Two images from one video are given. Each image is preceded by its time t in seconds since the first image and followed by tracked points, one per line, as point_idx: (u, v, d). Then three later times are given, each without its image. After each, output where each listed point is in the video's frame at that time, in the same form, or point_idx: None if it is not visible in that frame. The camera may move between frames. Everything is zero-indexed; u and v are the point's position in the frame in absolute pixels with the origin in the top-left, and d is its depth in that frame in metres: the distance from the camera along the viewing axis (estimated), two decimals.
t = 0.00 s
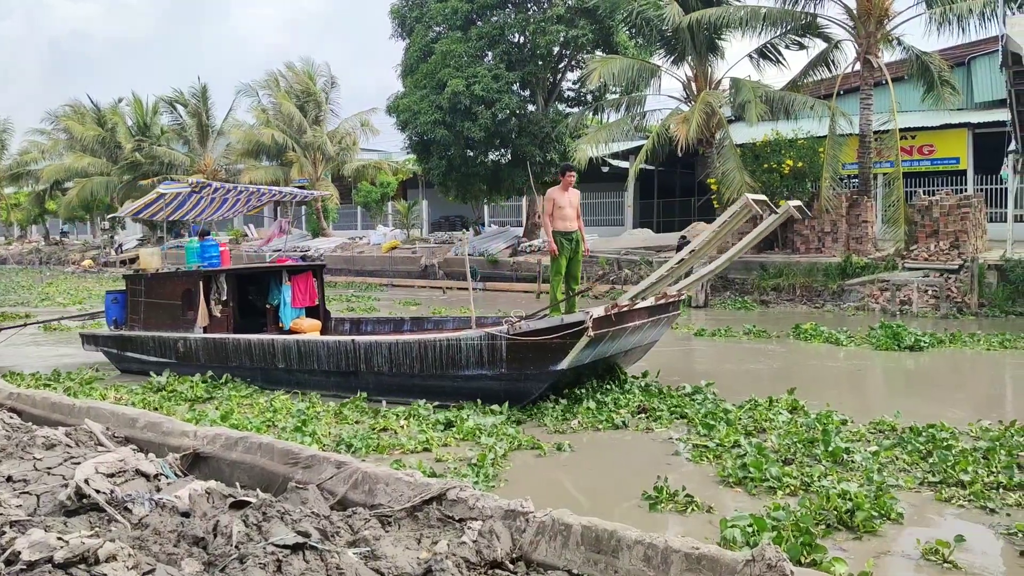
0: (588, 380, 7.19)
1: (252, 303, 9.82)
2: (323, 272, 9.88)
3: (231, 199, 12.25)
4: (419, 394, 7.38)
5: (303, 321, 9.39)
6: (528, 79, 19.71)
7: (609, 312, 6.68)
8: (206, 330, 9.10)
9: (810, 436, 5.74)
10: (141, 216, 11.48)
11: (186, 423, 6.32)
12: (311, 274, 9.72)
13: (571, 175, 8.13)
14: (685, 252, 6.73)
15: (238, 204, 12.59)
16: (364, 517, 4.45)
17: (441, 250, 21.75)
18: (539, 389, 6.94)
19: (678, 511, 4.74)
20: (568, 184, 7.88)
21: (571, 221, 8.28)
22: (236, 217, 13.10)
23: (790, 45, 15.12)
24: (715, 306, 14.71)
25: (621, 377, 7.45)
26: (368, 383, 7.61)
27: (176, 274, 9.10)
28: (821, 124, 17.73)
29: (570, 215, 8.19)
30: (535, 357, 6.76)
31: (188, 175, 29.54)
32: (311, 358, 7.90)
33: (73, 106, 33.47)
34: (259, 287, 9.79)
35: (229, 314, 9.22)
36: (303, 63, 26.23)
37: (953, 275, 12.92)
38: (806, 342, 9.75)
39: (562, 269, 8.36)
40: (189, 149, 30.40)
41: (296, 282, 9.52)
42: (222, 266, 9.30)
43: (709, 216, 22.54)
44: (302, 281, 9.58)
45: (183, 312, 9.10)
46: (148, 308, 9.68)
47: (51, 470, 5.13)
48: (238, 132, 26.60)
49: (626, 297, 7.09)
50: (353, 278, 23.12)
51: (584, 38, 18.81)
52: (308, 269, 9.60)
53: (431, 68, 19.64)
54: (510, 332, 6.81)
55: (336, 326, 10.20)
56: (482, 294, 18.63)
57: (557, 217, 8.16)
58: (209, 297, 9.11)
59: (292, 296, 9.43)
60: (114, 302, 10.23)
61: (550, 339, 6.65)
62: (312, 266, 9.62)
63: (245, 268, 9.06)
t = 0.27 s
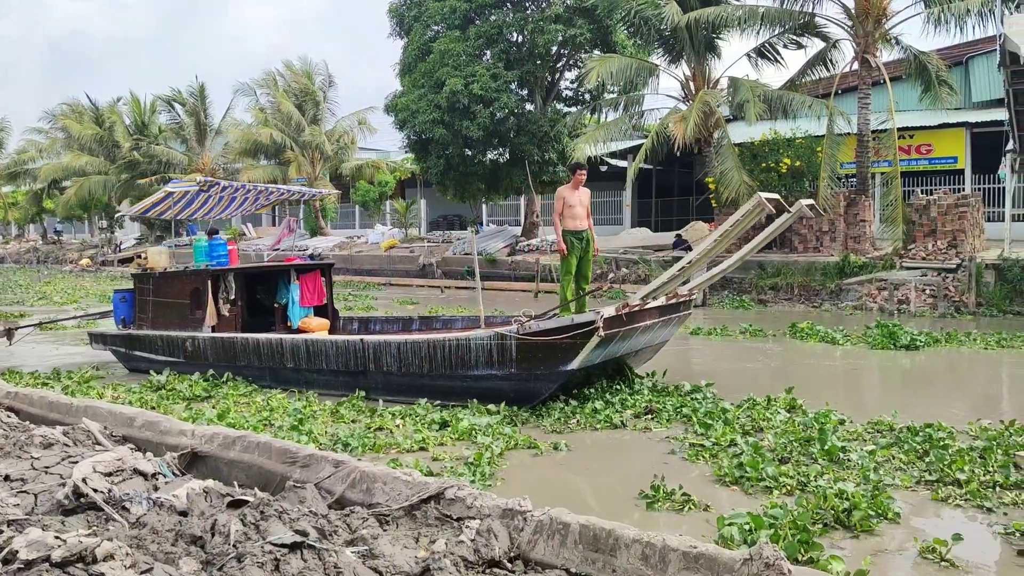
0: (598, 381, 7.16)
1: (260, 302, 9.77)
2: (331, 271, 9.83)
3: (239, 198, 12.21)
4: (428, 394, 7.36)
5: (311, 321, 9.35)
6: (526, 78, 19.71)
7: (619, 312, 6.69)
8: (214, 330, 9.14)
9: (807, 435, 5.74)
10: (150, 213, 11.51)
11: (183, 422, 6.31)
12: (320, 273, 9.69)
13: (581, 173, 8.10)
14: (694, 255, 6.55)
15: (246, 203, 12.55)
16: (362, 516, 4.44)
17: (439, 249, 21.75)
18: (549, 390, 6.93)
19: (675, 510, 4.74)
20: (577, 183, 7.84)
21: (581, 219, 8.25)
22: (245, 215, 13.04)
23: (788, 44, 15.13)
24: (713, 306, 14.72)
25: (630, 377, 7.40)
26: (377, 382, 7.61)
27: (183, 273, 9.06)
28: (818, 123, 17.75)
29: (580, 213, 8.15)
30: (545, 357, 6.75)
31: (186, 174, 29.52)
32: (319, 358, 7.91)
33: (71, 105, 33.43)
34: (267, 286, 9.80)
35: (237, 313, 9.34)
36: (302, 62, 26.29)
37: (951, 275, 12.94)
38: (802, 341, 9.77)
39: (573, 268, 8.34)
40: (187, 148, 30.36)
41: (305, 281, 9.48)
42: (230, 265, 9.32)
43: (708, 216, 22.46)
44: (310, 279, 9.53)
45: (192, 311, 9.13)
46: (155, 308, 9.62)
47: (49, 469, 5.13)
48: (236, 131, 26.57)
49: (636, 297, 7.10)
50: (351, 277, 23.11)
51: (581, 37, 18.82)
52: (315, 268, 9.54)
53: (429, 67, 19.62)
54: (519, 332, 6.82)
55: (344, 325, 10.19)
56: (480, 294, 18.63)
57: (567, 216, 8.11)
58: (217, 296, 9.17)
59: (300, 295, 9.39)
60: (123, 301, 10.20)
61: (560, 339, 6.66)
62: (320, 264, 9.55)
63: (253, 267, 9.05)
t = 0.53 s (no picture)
0: (606, 382, 7.11)
1: (268, 301, 9.81)
2: (339, 270, 9.85)
3: (247, 197, 12.13)
4: (435, 394, 7.37)
5: (319, 321, 9.27)
6: (524, 78, 19.70)
7: (630, 312, 6.62)
8: (221, 329, 9.12)
9: (802, 434, 5.75)
10: (158, 213, 11.56)
11: (180, 421, 6.31)
12: (328, 272, 9.71)
13: (591, 172, 8.06)
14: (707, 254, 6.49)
15: (254, 202, 12.50)
16: (359, 516, 4.45)
17: (436, 249, 21.75)
18: (559, 391, 6.89)
19: (672, 510, 4.75)
20: (587, 183, 7.80)
21: (591, 219, 8.20)
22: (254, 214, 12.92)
23: (786, 44, 15.13)
24: (710, 305, 14.73)
25: (639, 377, 7.36)
26: (384, 382, 7.59)
27: (190, 272, 9.10)
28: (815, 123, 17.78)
29: (590, 212, 8.11)
30: (555, 357, 6.71)
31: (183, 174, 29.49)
32: (327, 358, 7.90)
33: (68, 104, 33.39)
34: (275, 285, 9.81)
35: (244, 313, 9.26)
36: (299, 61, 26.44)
37: (948, 274, 12.96)
38: (798, 340, 9.79)
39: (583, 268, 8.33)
40: (184, 147, 30.34)
41: (312, 281, 9.50)
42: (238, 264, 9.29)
43: (708, 216, 22.27)
44: (318, 279, 9.56)
45: (199, 310, 9.12)
46: (163, 307, 9.65)
47: (45, 469, 5.13)
48: (233, 130, 26.54)
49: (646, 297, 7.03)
50: (349, 277, 23.10)
51: (579, 37, 18.83)
52: (324, 267, 9.57)
53: (427, 67, 19.60)
54: (528, 332, 6.79)
55: (352, 325, 10.18)
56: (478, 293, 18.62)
57: (577, 215, 8.07)
58: (225, 296, 9.14)
59: (308, 294, 9.41)
60: (129, 300, 10.21)
61: (570, 339, 6.61)
62: (328, 263, 9.58)
63: (261, 266, 9.05)
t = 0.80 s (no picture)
0: (615, 383, 7.11)
1: (274, 301, 9.83)
2: (345, 270, 9.91)
3: (252, 196, 12.14)
4: (442, 394, 7.37)
5: (325, 320, 9.43)
6: (520, 78, 19.68)
7: (638, 312, 6.62)
8: (227, 328, 9.10)
9: (797, 433, 5.77)
10: (164, 212, 11.58)
11: (175, 421, 6.30)
12: (333, 271, 9.75)
13: (599, 171, 8.10)
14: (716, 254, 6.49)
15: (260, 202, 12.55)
16: (355, 515, 4.45)
17: (433, 248, 21.75)
18: (567, 390, 6.89)
19: (666, 509, 4.76)
20: (595, 180, 7.81)
21: (599, 218, 8.20)
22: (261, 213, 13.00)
23: (782, 44, 15.14)
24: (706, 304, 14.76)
25: (647, 378, 7.30)
26: (391, 381, 7.59)
27: (196, 271, 9.06)
28: (811, 122, 17.80)
29: (598, 211, 8.11)
30: (564, 356, 6.72)
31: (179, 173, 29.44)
32: (333, 358, 7.91)
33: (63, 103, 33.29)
34: (280, 285, 9.81)
35: (249, 312, 9.32)
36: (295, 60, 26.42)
37: (943, 274, 13.00)
38: (791, 340, 9.81)
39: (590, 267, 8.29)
40: (180, 147, 30.28)
41: (317, 280, 9.55)
42: (243, 264, 9.34)
43: (703, 215, 22.49)
44: (323, 278, 9.62)
45: (205, 309, 9.08)
46: (169, 306, 9.58)
47: (40, 469, 5.12)
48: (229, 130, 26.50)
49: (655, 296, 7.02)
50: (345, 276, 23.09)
51: (575, 36, 18.82)
52: (329, 267, 9.63)
53: (423, 66, 19.57)
54: (536, 332, 6.80)
55: (358, 324, 10.20)
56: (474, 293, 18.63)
57: (585, 213, 8.08)
58: (230, 295, 9.12)
59: (313, 294, 9.46)
60: (135, 300, 10.18)
61: (578, 338, 6.62)
62: (334, 263, 9.63)
63: (266, 266, 9.05)
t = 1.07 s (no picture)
0: (619, 382, 7.05)
1: (276, 299, 9.77)
2: (348, 268, 9.86)
3: (256, 193, 12.10)
4: (445, 393, 7.36)
5: (328, 318, 9.38)
6: (513, 76, 19.66)
7: (644, 310, 6.57)
8: (230, 327, 9.10)
9: (788, 431, 5.79)
10: (166, 210, 11.56)
11: (166, 420, 6.28)
12: (336, 270, 9.73)
13: (604, 168, 8.03)
14: (722, 252, 6.47)
15: (263, 199, 12.50)
16: (348, 514, 4.45)
17: (426, 247, 21.75)
18: (572, 390, 6.86)
19: (658, 507, 4.77)
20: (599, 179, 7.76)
21: (605, 215, 8.18)
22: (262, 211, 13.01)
23: (774, 42, 15.15)
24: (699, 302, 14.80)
25: (650, 377, 7.26)
26: (395, 380, 7.59)
27: (199, 269, 9.07)
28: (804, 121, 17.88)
29: (603, 209, 8.08)
30: (569, 355, 6.68)
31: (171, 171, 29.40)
32: (337, 356, 7.90)
33: (54, 101, 33.15)
34: (283, 283, 9.79)
35: (253, 311, 9.21)
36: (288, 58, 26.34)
37: (935, 272, 13.04)
38: (783, 337, 9.85)
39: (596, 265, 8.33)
40: (172, 145, 30.19)
41: (321, 278, 9.53)
42: (246, 262, 9.27)
43: (695, 213, 22.58)
44: (326, 276, 9.59)
45: (208, 308, 9.10)
46: (171, 305, 9.62)
47: (32, 468, 5.10)
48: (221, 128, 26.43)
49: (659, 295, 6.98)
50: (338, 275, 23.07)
51: (568, 34, 18.80)
52: (332, 265, 9.60)
53: (416, 64, 19.53)
54: (540, 331, 6.76)
55: (361, 323, 10.17)
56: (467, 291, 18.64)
57: (590, 212, 8.05)
58: (234, 293, 9.12)
59: (317, 292, 9.44)
60: (137, 299, 10.16)
61: (583, 337, 6.57)
62: (337, 261, 9.60)
63: (270, 264, 9.03)
